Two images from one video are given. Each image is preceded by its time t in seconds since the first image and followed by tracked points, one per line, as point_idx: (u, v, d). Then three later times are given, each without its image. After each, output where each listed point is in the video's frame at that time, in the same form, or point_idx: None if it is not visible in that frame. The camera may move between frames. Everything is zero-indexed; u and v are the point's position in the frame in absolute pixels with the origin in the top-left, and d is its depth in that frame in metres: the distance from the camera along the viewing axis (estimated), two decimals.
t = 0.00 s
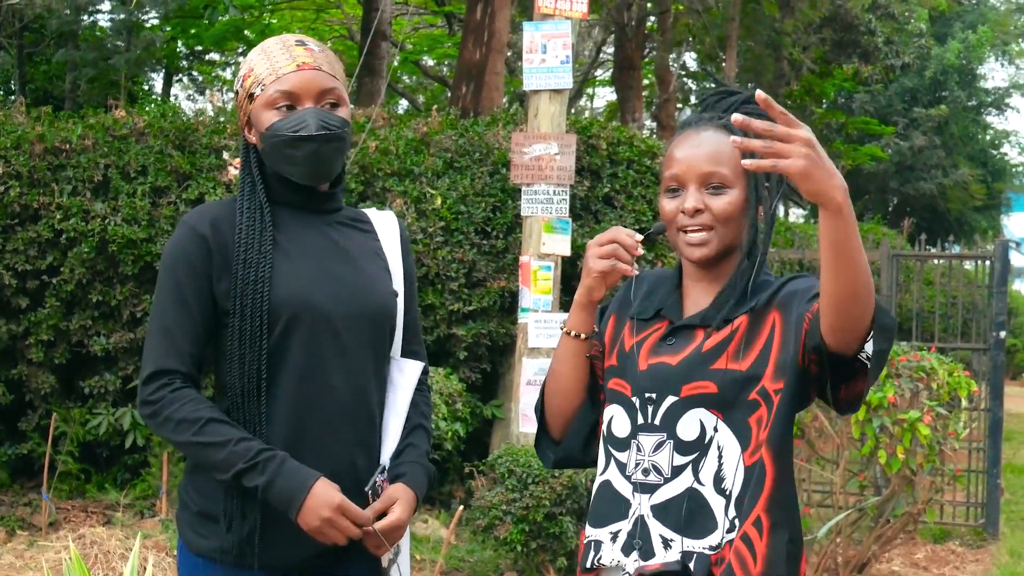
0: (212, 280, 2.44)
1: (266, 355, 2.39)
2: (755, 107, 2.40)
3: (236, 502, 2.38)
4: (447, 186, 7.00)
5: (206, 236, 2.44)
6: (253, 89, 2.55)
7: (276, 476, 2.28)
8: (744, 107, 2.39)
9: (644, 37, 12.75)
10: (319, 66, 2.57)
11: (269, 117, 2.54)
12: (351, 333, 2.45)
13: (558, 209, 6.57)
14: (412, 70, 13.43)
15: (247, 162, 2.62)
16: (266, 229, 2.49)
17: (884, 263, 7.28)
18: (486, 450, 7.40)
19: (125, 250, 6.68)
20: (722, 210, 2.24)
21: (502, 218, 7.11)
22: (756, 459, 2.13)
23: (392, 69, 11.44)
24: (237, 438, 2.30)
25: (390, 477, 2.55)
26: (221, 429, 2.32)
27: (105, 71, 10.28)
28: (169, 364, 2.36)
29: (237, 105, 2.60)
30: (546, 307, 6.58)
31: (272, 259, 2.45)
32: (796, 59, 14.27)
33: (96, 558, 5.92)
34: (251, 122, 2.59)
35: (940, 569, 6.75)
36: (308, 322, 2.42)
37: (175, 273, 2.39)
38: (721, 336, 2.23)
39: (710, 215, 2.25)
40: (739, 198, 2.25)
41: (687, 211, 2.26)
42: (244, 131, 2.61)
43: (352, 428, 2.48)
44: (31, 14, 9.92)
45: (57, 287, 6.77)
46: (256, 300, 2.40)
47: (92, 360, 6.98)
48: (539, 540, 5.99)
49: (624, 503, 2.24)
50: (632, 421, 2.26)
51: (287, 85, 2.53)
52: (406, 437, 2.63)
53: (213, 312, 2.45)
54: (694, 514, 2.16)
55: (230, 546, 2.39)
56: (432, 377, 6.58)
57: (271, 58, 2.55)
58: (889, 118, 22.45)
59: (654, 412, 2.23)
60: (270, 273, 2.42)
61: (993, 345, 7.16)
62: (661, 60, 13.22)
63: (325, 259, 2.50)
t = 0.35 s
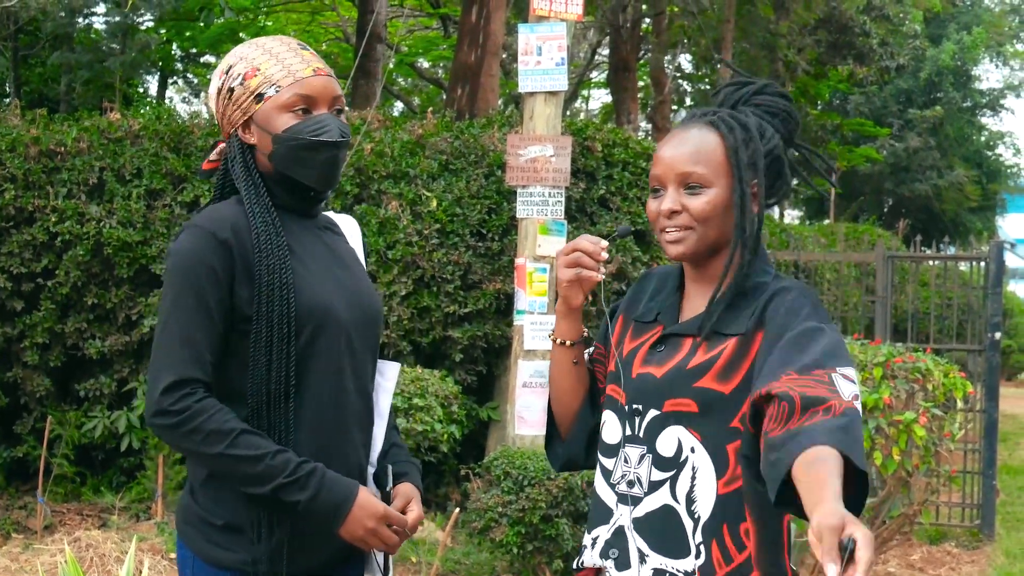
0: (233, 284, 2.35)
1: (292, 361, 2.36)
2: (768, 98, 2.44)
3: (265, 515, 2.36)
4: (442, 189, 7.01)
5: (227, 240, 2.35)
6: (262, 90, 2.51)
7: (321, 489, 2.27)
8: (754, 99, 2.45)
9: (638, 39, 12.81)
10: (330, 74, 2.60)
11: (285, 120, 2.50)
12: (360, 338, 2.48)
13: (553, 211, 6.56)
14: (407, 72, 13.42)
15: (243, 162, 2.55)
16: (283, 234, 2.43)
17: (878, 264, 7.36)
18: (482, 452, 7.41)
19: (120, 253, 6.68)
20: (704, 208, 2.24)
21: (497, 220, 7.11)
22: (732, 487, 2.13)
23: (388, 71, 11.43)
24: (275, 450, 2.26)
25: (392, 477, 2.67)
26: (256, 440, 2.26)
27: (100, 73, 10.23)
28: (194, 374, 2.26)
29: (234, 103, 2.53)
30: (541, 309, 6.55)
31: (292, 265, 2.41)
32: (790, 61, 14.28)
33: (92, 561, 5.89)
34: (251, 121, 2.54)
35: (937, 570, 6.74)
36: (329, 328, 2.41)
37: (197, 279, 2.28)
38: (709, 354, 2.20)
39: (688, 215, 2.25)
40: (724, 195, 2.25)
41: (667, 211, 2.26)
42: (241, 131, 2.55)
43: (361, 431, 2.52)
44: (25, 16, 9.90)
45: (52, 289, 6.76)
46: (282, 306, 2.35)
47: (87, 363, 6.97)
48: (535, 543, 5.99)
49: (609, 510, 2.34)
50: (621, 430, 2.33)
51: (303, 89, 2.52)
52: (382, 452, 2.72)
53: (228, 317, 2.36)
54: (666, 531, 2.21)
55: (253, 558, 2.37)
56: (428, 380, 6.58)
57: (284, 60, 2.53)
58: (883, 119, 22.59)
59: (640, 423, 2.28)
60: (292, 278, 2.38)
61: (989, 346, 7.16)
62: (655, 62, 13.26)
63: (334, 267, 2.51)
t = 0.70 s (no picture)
0: (268, 299, 2.33)
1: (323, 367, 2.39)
2: (805, 99, 2.42)
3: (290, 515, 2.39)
4: (442, 190, 7.01)
5: (262, 256, 2.32)
6: (268, 93, 2.47)
7: (376, 494, 2.37)
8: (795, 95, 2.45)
9: (637, 40, 12.87)
10: (326, 76, 2.59)
11: (293, 123, 2.49)
12: (364, 334, 2.55)
13: (553, 213, 6.54)
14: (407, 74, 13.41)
15: (242, 166, 2.49)
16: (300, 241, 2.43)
17: (878, 266, 7.37)
18: (482, 453, 7.41)
19: (119, 254, 6.68)
20: (666, 200, 2.39)
21: (497, 221, 7.13)
22: (716, 495, 2.25)
23: (388, 72, 11.43)
24: (332, 460, 2.32)
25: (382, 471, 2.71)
26: (313, 453, 2.30)
27: (99, 74, 10.22)
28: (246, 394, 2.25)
29: (233, 105, 2.47)
30: (541, 310, 6.48)
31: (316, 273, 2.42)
32: (790, 63, 14.26)
33: (92, 561, 5.88)
34: (253, 125, 2.49)
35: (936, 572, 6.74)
36: (346, 328, 2.45)
37: (240, 299, 2.25)
38: (700, 365, 2.27)
39: (654, 204, 2.41)
40: (689, 189, 2.37)
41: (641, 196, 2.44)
42: (241, 134, 2.49)
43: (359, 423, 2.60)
44: (25, 17, 9.89)
45: (52, 290, 6.76)
46: (314, 315, 2.36)
47: (87, 364, 6.97)
48: (535, 543, 5.98)
49: (602, 511, 2.39)
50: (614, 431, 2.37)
51: (307, 92, 2.51)
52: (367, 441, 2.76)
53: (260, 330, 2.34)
54: (657, 538, 2.29)
55: (286, 560, 2.41)
56: (427, 381, 6.59)
57: (286, 62, 2.49)
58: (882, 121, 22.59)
59: (632, 428, 2.33)
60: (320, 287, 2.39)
61: (988, 348, 7.15)
62: (654, 64, 13.29)
63: (333, 268, 2.54)
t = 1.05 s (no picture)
0: (247, 297, 2.34)
1: (306, 366, 2.38)
2: (817, 108, 2.43)
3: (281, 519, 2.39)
4: (443, 190, 7.03)
5: (242, 255, 2.32)
6: (261, 90, 2.46)
7: (348, 491, 2.34)
8: (807, 103, 2.46)
9: (638, 40, 12.88)
10: (322, 74, 2.59)
11: (286, 121, 2.49)
12: (355, 334, 2.54)
13: (554, 211, 6.57)
14: (407, 74, 13.40)
15: (237, 166, 2.49)
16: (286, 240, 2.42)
17: (879, 265, 7.31)
18: (483, 453, 7.42)
19: (120, 254, 6.69)
20: (675, 200, 2.37)
21: (497, 221, 7.15)
22: (718, 488, 2.25)
23: (388, 72, 11.42)
24: (302, 457, 2.29)
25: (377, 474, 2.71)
26: (285, 451, 2.29)
27: (101, 75, 10.21)
28: (218, 391, 2.24)
29: (228, 102, 2.46)
30: (542, 310, 6.48)
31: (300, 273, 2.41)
32: (790, 62, 14.26)
33: (93, 562, 5.88)
34: (247, 121, 2.48)
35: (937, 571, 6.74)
36: (334, 329, 2.44)
37: (217, 297, 2.25)
38: (705, 360, 2.27)
39: (663, 204, 2.39)
40: (698, 190, 2.36)
41: (650, 197, 2.42)
42: (234, 131, 2.49)
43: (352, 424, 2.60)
44: (25, 17, 9.89)
45: (53, 290, 6.76)
46: (296, 315, 2.35)
47: (88, 364, 6.97)
48: (536, 543, 5.97)
49: (600, 505, 2.39)
50: (613, 424, 2.36)
51: (301, 90, 2.51)
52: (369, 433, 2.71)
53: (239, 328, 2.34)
54: (658, 531, 2.28)
55: (275, 561, 2.40)
56: (428, 381, 6.59)
57: (282, 61, 2.49)
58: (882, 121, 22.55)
59: (633, 421, 2.32)
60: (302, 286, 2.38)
61: (990, 346, 7.14)
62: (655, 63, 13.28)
63: (324, 268, 2.53)
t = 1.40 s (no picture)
0: (216, 290, 2.35)
1: (277, 361, 2.37)
2: (810, 107, 2.43)
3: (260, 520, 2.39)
4: (442, 189, 7.03)
5: (210, 247, 2.33)
6: (249, 80, 2.51)
7: (307, 489, 2.28)
8: (801, 102, 2.45)
9: (638, 39, 12.90)
10: (321, 73, 2.59)
11: (265, 110, 2.49)
12: (342, 336, 2.50)
13: (554, 210, 6.56)
14: (408, 72, 13.41)
15: (227, 156, 2.54)
16: (262, 235, 2.42)
17: (879, 264, 7.33)
18: (482, 451, 7.42)
19: (119, 253, 6.70)
20: (667, 197, 2.37)
21: (497, 220, 7.16)
22: (713, 484, 2.26)
23: (388, 71, 11.42)
24: (261, 452, 2.27)
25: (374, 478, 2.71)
26: (242, 444, 2.26)
27: (101, 73, 10.19)
28: (178, 380, 2.25)
29: (223, 93, 2.53)
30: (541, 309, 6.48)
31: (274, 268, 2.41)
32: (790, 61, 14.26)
33: (92, 560, 5.88)
34: (237, 112, 2.53)
35: (937, 570, 6.74)
36: (312, 325, 2.42)
37: (181, 286, 2.27)
38: (699, 357, 2.27)
39: (656, 200, 2.39)
40: (692, 188, 2.35)
41: (644, 193, 2.41)
42: (226, 122, 2.55)
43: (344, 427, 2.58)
44: (25, 16, 9.91)
45: (52, 289, 6.76)
46: (266, 307, 2.35)
47: (87, 362, 6.98)
48: (535, 542, 5.95)
49: (594, 505, 2.37)
50: (606, 423, 2.34)
51: (287, 81, 2.51)
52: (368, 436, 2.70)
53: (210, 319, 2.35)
54: (654, 529, 2.28)
55: (254, 559, 2.41)
56: (428, 379, 6.59)
57: (275, 54, 2.53)
58: (883, 119, 22.53)
59: (627, 419, 2.31)
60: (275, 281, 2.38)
61: (989, 345, 7.15)
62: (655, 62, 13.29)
63: (309, 264, 2.51)
